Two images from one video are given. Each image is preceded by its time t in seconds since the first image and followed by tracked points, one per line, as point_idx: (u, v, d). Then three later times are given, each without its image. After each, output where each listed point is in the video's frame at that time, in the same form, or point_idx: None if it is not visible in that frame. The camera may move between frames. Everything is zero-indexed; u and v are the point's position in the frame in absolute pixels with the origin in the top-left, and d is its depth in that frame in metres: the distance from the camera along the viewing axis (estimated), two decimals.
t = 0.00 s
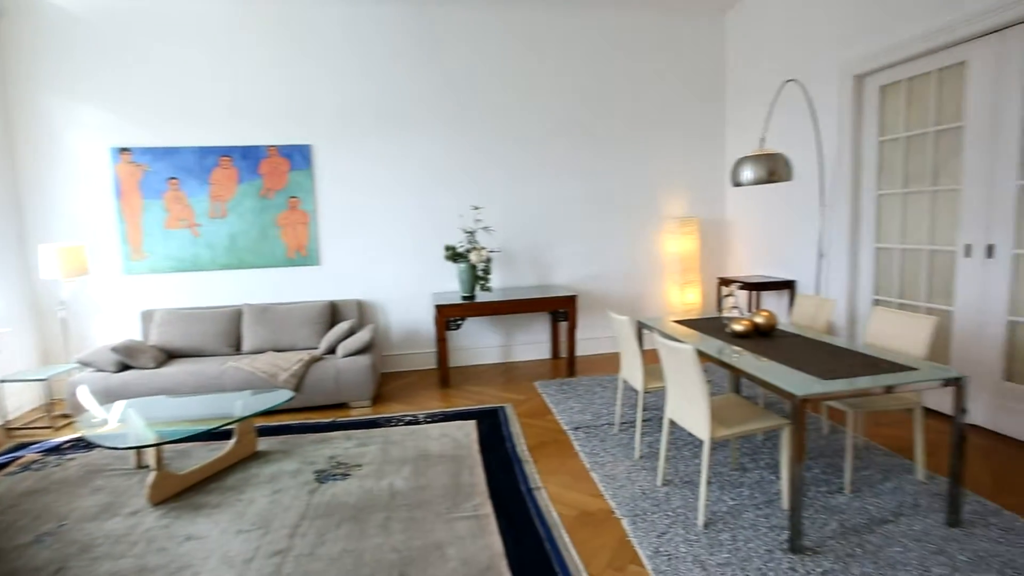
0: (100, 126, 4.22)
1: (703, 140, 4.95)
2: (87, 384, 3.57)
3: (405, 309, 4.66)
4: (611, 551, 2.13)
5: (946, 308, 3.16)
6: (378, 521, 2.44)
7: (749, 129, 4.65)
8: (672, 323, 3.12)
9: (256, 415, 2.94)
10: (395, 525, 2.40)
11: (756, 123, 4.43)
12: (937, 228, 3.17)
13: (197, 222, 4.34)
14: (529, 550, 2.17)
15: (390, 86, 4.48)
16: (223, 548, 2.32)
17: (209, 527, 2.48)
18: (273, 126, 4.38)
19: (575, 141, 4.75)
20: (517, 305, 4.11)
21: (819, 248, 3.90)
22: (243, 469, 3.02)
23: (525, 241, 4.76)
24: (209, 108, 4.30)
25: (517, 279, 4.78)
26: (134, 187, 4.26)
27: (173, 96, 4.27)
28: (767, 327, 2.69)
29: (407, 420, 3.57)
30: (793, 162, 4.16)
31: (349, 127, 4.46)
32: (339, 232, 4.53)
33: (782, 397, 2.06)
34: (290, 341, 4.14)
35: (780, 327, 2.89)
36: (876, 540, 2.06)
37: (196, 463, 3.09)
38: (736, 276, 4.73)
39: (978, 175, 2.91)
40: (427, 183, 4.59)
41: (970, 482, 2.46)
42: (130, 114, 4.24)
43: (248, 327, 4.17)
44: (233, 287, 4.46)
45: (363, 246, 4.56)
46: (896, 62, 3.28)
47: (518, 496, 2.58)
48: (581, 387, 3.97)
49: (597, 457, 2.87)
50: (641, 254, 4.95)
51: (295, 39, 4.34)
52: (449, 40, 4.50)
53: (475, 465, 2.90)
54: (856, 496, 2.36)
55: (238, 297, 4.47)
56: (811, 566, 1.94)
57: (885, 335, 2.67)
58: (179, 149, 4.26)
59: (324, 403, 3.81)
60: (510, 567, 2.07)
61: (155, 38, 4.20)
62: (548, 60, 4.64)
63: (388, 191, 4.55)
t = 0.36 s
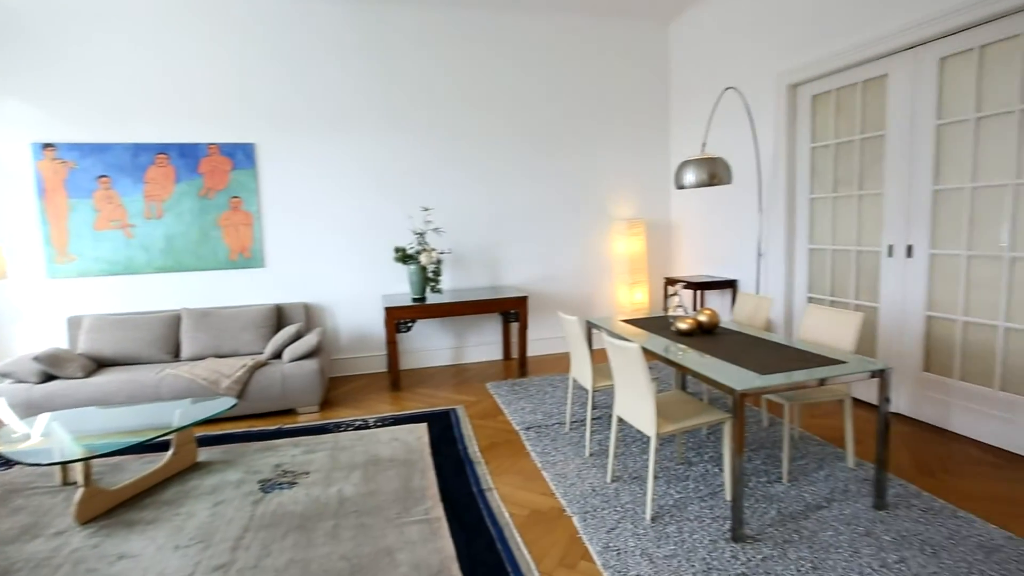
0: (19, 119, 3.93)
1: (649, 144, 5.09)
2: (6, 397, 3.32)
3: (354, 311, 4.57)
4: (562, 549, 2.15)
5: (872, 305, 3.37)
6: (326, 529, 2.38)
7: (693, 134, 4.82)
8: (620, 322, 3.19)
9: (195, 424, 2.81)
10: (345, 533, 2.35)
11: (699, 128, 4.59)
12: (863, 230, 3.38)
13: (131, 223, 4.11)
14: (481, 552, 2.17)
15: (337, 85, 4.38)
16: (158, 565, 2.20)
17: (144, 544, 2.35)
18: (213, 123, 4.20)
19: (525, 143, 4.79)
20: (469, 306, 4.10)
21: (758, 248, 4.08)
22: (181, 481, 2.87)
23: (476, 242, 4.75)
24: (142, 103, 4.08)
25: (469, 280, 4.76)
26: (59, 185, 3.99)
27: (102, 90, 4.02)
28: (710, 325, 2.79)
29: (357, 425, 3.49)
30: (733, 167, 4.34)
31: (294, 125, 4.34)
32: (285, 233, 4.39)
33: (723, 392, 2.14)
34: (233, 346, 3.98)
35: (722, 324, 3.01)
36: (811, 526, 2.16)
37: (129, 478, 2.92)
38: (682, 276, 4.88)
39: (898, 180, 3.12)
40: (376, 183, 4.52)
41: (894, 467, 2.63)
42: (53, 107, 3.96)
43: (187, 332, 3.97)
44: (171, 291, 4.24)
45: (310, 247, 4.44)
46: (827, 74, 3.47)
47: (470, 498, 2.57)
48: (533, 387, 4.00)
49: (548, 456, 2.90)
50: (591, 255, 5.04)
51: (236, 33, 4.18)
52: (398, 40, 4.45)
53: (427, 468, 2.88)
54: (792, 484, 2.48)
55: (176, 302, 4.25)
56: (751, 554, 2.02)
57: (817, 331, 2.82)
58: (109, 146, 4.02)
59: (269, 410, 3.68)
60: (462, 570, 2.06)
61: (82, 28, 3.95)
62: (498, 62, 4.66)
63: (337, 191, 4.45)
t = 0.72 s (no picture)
0: None
1: (606, 146, 5.18)
2: None
3: (311, 314, 4.47)
4: (522, 548, 2.17)
5: (817, 301, 3.52)
6: (282, 538, 2.32)
7: (648, 137, 4.93)
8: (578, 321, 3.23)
9: (142, 434, 2.69)
10: (301, 540, 2.29)
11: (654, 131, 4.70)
12: (809, 230, 3.53)
13: (71, 224, 3.90)
14: (441, 554, 2.16)
15: (292, 83, 4.29)
16: None
17: (85, 560, 2.23)
18: (160, 121, 4.04)
19: (485, 145, 4.80)
20: (428, 308, 4.08)
21: (712, 248, 4.21)
22: (127, 494, 2.75)
23: (436, 243, 4.73)
24: (82, 98, 3.88)
25: (429, 281, 4.73)
26: None
27: (37, 83, 3.80)
28: (665, 323, 2.86)
29: (314, 430, 3.42)
30: (687, 169, 4.46)
31: (246, 123, 4.21)
32: (238, 234, 4.26)
33: (677, 388, 2.20)
34: (183, 352, 3.84)
35: (676, 322, 3.08)
36: (762, 515, 2.25)
37: (70, 492, 2.77)
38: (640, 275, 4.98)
39: (840, 183, 3.28)
40: (333, 183, 4.44)
41: (838, 456, 2.75)
42: None
43: (134, 338, 3.81)
44: (115, 295, 4.05)
45: (265, 249, 4.32)
46: (773, 80, 3.61)
47: (431, 501, 2.56)
48: (494, 388, 4.01)
49: (509, 456, 2.91)
50: (551, 256, 5.09)
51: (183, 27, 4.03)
52: (355, 39, 4.39)
53: (386, 472, 2.84)
54: (744, 476, 2.57)
55: (121, 307, 4.06)
56: (705, 544, 2.08)
57: (766, 327, 2.92)
58: (46, 142, 3.81)
59: (223, 418, 3.56)
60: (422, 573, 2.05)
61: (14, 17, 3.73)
62: (457, 62, 4.65)
63: (292, 191, 4.35)
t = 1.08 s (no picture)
0: None
1: (573, 146, 5.22)
2: None
3: (275, 317, 4.37)
4: (490, 548, 2.17)
5: (777, 298, 3.62)
6: (244, 546, 2.26)
7: (614, 137, 4.99)
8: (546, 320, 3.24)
9: (95, 443, 2.59)
10: (264, 548, 2.24)
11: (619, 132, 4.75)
12: (769, 228, 3.63)
13: (16, 225, 3.71)
14: (408, 557, 2.14)
15: (252, 79, 4.18)
16: None
17: None
18: (112, 117, 3.88)
19: (452, 144, 4.78)
20: (396, 308, 4.04)
21: (677, 247, 4.28)
22: (78, 506, 2.63)
23: (404, 243, 4.68)
24: (27, 93, 3.70)
25: (396, 281, 4.68)
26: None
27: None
28: (631, 321, 2.89)
29: (279, 435, 3.35)
30: (652, 169, 4.53)
31: (205, 121, 4.09)
32: (197, 235, 4.13)
33: (642, 386, 2.23)
34: (139, 357, 3.70)
35: (642, 320, 3.13)
36: (724, 508, 2.30)
37: (17, 506, 2.64)
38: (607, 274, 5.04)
39: (797, 182, 3.38)
40: (297, 183, 4.36)
41: (797, 448, 2.84)
42: None
43: (86, 344, 3.65)
44: (65, 299, 3.87)
45: (226, 250, 4.21)
46: (734, 83, 3.70)
47: (398, 503, 2.53)
48: (462, 388, 3.99)
49: (477, 456, 2.91)
50: (519, 255, 5.10)
51: (136, 20, 3.88)
52: (318, 36, 4.31)
53: (353, 476, 2.80)
54: (708, 469, 2.62)
55: (72, 311, 3.89)
56: (670, 538, 2.12)
57: (729, 324, 2.99)
58: None
59: (182, 424, 3.45)
60: None
61: None
62: (423, 61, 4.62)
63: (254, 191, 4.25)
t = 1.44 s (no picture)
0: None
1: (547, 146, 5.22)
2: None
3: (245, 319, 4.27)
4: (465, 549, 2.15)
5: (748, 295, 3.68)
6: (210, 556, 2.20)
7: (587, 137, 5.01)
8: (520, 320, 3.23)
9: (53, 453, 2.49)
10: (232, 557, 2.18)
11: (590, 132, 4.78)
12: (739, 227, 3.68)
13: None
14: (381, 562, 2.11)
15: (219, 77, 4.08)
16: None
17: None
18: (70, 115, 3.74)
19: (426, 144, 4.74)
20: (369, 309, 3.99)
21: (650, 246, 4.32)
22: (35, 519, 2.53)
23: (376, 244, 4.63)
24: None
25: (370, 282, 4.62)
26: None
27: None
28: (604, 320, 2.90)
29: (249, 440, 3.27)
30: (624, 169, 4.56)
31: (169, 120, 3.98)
32: (162, 236, 4.01)
33: (615, 384, 2.24)
34: (102, 363, 3.58)
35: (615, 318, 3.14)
36: (697, 503, 2.32)
37: None
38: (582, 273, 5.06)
39: (766, 181, 3.44)
40: (267, 182, 4.27)
41: (768, 442, 2.88)
42: None
43: (45, 350, 3.52)
44: (21, 303, 3.72)
45: (193, 251, 4.10)
46: (703, 83, 3.75)
47: (372, 507, 2.50)
48: (438, 389, 3.96)
49: (452, 457, 2.88)
50: (494, 255, 5.09)
51: (95, 15, 3.75)
52: (286, 34, 4.23)
53: (325, 480, 2.75)
54: (681, 465, 2.65)
55: (28, 316, 3.74)
56: (644, 534, 2.13)
57: (700, 321, 3.03)
58: None
59: (147, 431, 3.35)
60: None
61: None
62: (395, 59, 4.57)
63: (221, 191, 4.14)
